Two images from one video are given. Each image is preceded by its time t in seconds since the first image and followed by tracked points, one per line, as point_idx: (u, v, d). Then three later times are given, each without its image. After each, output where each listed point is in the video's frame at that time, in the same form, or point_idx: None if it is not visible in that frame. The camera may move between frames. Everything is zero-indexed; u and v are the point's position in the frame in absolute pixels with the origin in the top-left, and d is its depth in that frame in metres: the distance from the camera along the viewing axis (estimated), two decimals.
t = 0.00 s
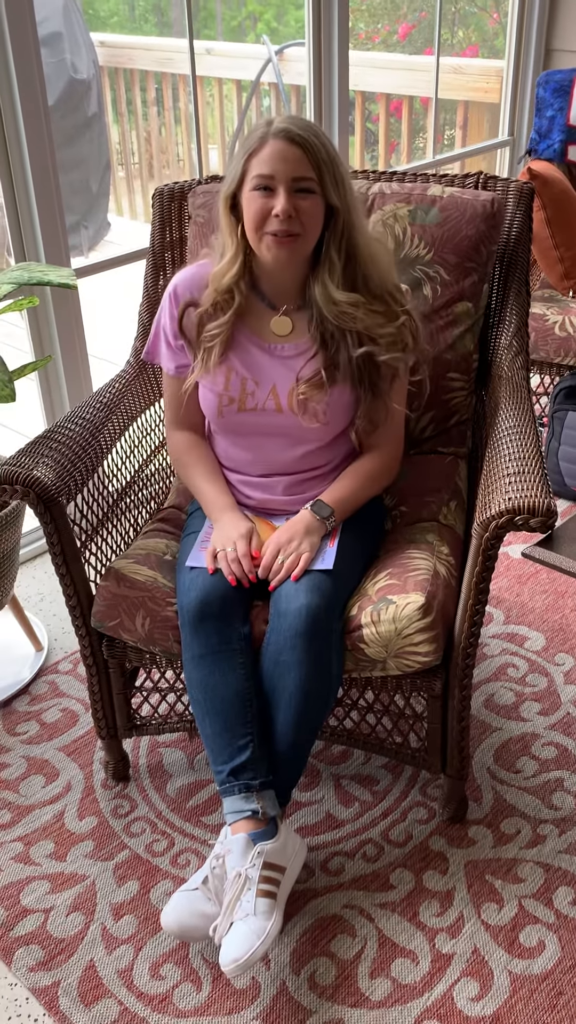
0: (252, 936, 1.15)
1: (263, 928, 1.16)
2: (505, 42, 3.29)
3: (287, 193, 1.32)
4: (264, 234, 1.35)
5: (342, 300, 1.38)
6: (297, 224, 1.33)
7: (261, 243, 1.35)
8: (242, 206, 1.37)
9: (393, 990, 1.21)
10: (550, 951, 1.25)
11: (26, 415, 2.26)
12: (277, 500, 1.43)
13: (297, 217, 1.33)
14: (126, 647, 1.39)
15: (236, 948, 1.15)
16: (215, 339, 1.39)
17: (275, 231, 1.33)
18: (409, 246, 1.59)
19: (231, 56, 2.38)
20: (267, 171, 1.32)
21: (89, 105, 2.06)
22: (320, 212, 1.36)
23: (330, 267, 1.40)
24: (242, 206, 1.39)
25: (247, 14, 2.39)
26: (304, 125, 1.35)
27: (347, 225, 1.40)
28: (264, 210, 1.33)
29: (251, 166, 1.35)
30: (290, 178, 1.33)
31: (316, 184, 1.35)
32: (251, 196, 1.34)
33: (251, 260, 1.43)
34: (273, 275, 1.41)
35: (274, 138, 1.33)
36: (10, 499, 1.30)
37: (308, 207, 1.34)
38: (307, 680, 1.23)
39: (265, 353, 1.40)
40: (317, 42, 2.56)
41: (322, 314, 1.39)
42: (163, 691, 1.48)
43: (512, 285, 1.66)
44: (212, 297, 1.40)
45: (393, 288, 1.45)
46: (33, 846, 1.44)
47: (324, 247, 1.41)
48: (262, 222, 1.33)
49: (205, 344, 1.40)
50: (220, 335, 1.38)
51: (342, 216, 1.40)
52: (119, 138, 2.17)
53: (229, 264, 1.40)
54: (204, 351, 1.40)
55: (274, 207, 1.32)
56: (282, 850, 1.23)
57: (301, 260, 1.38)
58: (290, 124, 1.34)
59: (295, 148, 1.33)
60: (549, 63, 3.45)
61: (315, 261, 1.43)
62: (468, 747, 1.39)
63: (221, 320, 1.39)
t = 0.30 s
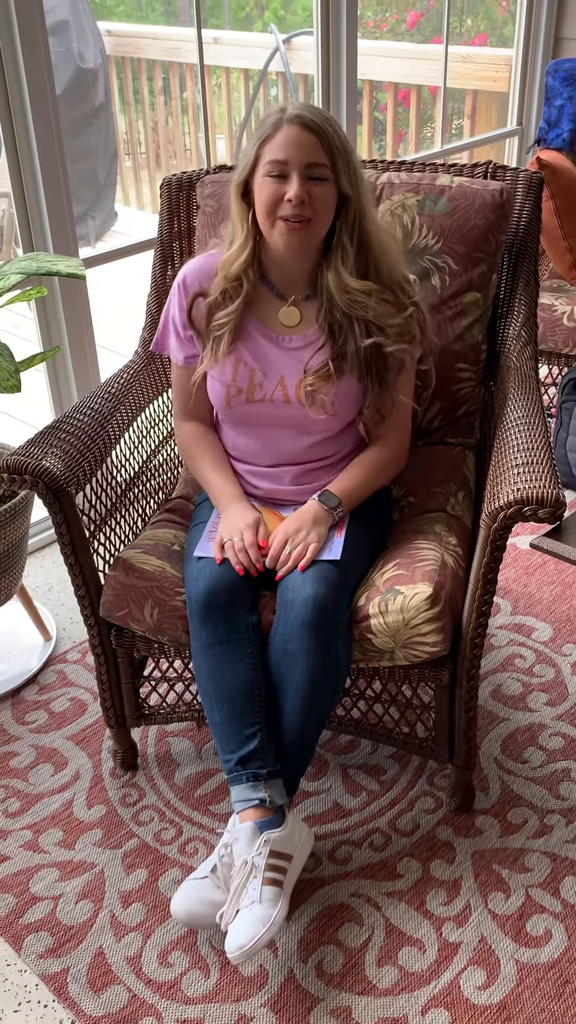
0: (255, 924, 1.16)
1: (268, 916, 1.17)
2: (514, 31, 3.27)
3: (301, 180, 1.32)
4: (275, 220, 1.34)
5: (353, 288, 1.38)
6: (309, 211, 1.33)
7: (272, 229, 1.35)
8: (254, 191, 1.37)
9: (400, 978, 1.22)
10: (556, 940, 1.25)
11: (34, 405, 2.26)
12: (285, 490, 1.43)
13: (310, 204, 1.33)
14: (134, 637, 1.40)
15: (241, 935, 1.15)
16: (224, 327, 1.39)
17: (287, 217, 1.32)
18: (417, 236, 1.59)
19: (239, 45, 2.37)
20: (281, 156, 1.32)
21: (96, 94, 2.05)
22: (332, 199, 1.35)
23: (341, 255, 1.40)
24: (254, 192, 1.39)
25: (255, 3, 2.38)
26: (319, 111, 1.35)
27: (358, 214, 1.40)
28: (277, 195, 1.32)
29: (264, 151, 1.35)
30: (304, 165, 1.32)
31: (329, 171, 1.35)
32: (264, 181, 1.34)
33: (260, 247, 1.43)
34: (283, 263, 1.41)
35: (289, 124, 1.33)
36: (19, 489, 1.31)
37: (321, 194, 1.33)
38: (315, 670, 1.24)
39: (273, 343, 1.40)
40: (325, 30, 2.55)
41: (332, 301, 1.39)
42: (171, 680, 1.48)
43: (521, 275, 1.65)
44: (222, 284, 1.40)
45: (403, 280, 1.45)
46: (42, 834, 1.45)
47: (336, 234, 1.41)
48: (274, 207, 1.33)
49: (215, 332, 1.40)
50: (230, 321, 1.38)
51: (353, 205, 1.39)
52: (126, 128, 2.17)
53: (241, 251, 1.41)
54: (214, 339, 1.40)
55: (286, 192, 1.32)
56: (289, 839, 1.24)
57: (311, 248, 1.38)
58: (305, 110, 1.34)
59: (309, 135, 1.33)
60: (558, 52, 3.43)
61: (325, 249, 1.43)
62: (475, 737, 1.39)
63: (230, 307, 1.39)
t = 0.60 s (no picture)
0: (263, 915, 1.17)
1: (275, 908, 1.17)
2: (519, 24, 3.26)
3: (301, 173, 1.32)
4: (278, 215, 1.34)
5: (364, 284, 1.39)
6: (310, 205, 1.32)
7: (275, 224, 1.34)
8: (256, 187, 1.37)
9: (403, 971, 1.22)
10: (559, 933, 1.26)
11: (38, 399, 2.27)
12: (289, 484, 1.44)
13: (310, 197, 1.32)
14: (139, 631, 1.40)
15: (248, 927, 1.16)
16: (232, 328, 1.38)
17: (289, 211, 1.32)
18: (422, 231, 1.58)
19: (243, 39, 2.37)
20: (281, 150, 1.32)
21: (100, 88, 2.05)
22: (333, 192, 1.35)
23: (348, 249, 1.40)
24: (255, 189, 1.39)
25: None
26: (317, 106, 1.35)
27: (361, 208, 1.40)
28: (278, 189, 1.32)
29: (265, 146, 1.35)
30: (304, 157, 1.32)
31: (330, 164, 1.35)
32: (265, 176, 1.34)
33: (263, 246, 1.43)
34: (285, 262, 1.41)
35: (289, 117, 1.33)
36: (24, 483, 1.31)
37: (322, 187, 1.33)
38: (318, 664, 1.24)
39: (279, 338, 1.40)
40: (329, 24, 2.54)
41: (342, 298, 1.39)
42: (176, 674, 1.49)
43: (525, 269, 1.65)
44: (228, 286, 1.40)
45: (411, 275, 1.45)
46: (46, 827, 1.46)
47: (341, 229, 1.40)
48: (276, 201, 1.33)
49: (224, 334, 1.39)
50: (238, 320, 1.38)
51: (355, 198, 1.39)
52: (131, 122, 2.17)
53: (245, 251, 1.41)
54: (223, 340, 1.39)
55: (288, 186, 1.31)
56: (294, 831, 1.24)
57: (315, 243, 1.37)
58: (304, 105, 1.34)
59: (309, 128, 1.33)
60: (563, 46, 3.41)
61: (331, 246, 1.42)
62: (478, 732, 1.40)
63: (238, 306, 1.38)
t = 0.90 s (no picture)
0: (271, 914, 1.18)
1: (282, 906, 1.18)
2: (519, 21, 3.25)
3: (297, 177, 1.32)
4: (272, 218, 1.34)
5: (350, 288, 1.38)
6: (305, 208, 1.32)
7: (270, 227, 1.34)
8: (251, 189, 1.37)
9: (402, 968, 1.22)
10: (558, 930, 1.26)
11: (38, 397, 2.27)
12: (288, 481, 1.44)
13: (306, 201, 1.32)
14: (138, 628, 1.40)
15: (255, 926, 1.17)
16: (223, 329, 1.39)
17: (284, 214, 1.32)
18: (421, 228, 1.58)
19: (243, 36, 2.37)
20: (277, 153, 1.32)
21: (99, 85, 2.05)
22: (329, 196, 1.35)
23: (340, 251, 1.39)
24: (250, 191, 1.39)
25: None
26: (313, 107, 1.35)
27: (356, 211, 1.40)
28: (273, 192, 1.32)
29: (260, 148, 1.34)
30: (299, 161, 1.32)
31: (325, 167, 1.34)
32: (260, 179, 1.34)
33: (257, 246, 1.43)
34: (279, 264, 1.40)
35: (284, 120, 1.33)
36: (23, 481, 1.31)
37: (318, 190, 1.33)
38: (318, 661, 1.24)
39: (277, 336, 1.40)
40: (329, 21, 2.54)
41: (330, 300, 1.38)
42: (175, 672, 1.49)
43: (525, 266, 1.65)
44: (221, 285, 1.40)
45: (402, 279, 1.44)
46: (46, 825, 1.46)
47: (333, 231, 1.40)
48: (271, 204, 1.32)
49: (215, 334, 1.40)
50: (230, 320, 1.38)
51: (350, 201, 1.38)
52: (130, 119, 2.16)
53: (239, 250, 1.40)
54: (215, 340, 1.40)
55: (283, 190, 1.31)
56: (298, 826, 1.24)
57: (309, 245, 1.37)
58: (299, 107, 1.33)
59: (305, 131, 1.32)
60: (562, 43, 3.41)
61: (324, 247, 1.42)
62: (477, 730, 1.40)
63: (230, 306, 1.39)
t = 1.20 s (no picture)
0: (258, 917, 1.18)
1: (270, 909, 1.19)
2: (516, 21, 3.25)
3: (293, 177, 1.32)
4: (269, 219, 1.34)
5: (349, 287, 1.37)
6: (301, 208, 1.32)
7: (266, 227, 1.34)
8: (247, 190, 1.37)
9: (401, 968, 1.22)
10: (557, 930, 1.26)
11: (35, 398, 2.26)
12: (285, 482, 1.43)
13: (302, 201, 1.32)
14: (135, 629, 1.40)
15: (243, 928, 1.18)
16: (221, 329, 1.39)
17: (280, 214, 1.32)
18: (418, 227, 1.58)
19: (240, 36, 2.37)
20: (272, 153, 1.32)
21: (96, 85, 2.05)
22: (326, 196, 1.35)
23: (337, 251, 1.39)
24: (247, 192, 1.39)
25: None
26: (309, 107, 1.34)
27: (353, 210, 1.39)
28: (269, 193, 1.32)
29: (256, 149, 1.34)
30: (295, 161, 1.32)
31: (321, 167, 1.34)
32: (256, 179, 1.33)
33: (254, 246, 1.42)
34: (276, 264, 1.40)
35: (279, 120, 1.32)
36: (19, 481, 1.31)
37: (314, 190, 1.33)
38: (315, 662, 1.24)
39: (273, 336, 1.40)
40: (326, 20, 2.54)
41: (328, 301, 1.38)
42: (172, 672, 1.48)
43: (522, 265, 1.65)
44: (218, 286, 1.40)
45: (400, 277, 1.44)
46: (43, 826, 1.46)
47: (331, 230, 1.40)
48: (268, 205, 1.32)
49: (213, 334, 1.40)
50: (227, 322, 1.38)
51: (347, 200, 1.38)
52: (127, 119, 2.16)
53: (236, 250, 1.40)
54: (213, 341, 1.40)
55: (279, 190, 1.31)
56: (291, 829, 1.25)
57: (306, 245, 1.37)
58: (295, 107, 1.33)
59: (301, 131, 1.32)
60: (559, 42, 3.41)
61: (321, 247, 1.42)
62: (476, 729, 1.39)
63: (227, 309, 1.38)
